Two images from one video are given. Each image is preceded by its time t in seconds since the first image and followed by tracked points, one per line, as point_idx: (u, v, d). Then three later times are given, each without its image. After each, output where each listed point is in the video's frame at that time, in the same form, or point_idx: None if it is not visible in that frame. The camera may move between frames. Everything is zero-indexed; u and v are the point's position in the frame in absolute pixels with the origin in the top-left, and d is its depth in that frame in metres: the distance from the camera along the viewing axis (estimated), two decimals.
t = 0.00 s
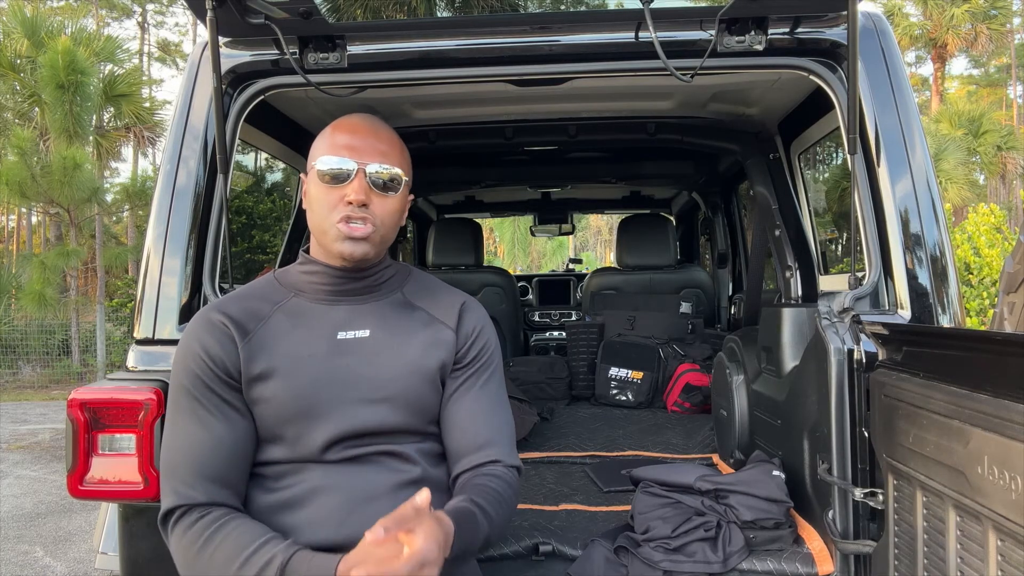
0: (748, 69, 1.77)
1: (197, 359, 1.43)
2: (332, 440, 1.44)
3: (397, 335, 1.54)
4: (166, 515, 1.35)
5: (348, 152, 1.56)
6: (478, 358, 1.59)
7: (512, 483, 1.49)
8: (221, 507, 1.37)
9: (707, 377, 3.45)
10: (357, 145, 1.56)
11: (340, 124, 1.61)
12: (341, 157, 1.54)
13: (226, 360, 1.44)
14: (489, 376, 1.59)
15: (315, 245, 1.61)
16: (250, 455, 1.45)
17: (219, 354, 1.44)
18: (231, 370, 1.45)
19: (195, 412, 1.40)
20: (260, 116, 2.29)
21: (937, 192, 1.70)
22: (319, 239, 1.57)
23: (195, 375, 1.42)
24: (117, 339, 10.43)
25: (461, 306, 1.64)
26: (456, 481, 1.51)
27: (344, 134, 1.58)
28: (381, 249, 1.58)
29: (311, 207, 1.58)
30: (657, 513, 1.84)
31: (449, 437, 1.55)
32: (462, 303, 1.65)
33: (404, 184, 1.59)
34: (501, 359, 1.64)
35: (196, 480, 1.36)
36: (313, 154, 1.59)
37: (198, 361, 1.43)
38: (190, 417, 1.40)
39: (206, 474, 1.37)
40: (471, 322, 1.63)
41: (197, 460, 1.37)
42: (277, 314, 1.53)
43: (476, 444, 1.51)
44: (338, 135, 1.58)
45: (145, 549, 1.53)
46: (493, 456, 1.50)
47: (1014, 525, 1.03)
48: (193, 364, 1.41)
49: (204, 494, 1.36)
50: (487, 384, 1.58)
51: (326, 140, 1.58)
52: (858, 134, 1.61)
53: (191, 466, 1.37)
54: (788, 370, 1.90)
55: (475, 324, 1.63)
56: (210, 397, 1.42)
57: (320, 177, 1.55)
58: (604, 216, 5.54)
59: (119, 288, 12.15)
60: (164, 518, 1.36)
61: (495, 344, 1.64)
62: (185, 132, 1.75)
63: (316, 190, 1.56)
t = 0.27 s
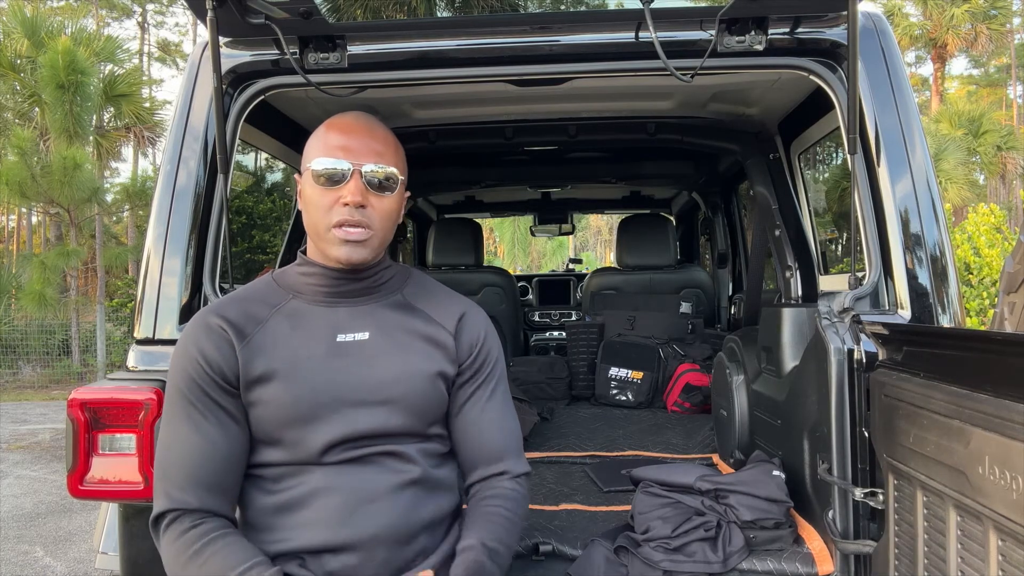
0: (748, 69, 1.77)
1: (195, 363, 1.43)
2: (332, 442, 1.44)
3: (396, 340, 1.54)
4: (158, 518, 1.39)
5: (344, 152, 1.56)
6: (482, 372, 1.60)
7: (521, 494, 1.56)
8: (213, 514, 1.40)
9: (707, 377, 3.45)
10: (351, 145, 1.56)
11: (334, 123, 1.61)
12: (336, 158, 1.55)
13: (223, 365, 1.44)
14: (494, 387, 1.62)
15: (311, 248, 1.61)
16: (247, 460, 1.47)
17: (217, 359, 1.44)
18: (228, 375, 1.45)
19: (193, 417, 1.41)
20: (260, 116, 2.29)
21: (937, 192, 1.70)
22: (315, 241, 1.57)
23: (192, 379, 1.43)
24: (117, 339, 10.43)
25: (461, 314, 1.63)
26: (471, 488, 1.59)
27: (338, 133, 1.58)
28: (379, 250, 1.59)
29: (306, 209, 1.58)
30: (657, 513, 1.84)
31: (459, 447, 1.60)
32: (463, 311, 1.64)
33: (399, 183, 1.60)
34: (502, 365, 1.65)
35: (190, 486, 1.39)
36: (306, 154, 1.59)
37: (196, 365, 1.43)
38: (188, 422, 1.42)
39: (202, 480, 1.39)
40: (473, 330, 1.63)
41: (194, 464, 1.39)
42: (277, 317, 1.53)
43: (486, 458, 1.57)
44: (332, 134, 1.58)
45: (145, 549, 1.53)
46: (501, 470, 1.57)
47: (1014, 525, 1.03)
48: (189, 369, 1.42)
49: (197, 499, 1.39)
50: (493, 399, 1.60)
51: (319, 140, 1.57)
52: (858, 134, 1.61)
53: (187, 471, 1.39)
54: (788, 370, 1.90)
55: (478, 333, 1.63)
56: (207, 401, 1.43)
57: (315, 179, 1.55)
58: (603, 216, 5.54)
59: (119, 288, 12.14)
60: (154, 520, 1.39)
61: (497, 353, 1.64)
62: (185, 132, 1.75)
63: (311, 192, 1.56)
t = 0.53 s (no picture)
0: (747, 69, 1.78)
1: (196, 360, 1.43)
2: (333, 441, 1.44)
3: (398, 341, 1.54)
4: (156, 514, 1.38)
5: (348, 157, 1.56)
6: (483, 375, 1.61)
7: (521, 500, 1.57)
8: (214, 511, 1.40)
9: (707, 377, 3.45)
10: (356, 148, 1.57)
11: (337, 126, 1.60)
12: (341, 162, 1.55)
13: (225, 362, 1.44)
14: (494, 392, 1.62)
15: (316, 249, 1.61)
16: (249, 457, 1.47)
17: (219, 357, 1.44)
18: (229, 372, 1.45)
19: (195, 414, 1.41)
20: (260, 116, 2.29)
21: (937, 192, 1.70)
22: (321, 246, 1.57)
23: (194, 376, 1.43)
24: (117, 339, 10.44)
25: (461, 317, 1.63)
26: (473, 493, 1.61)
27: (342, 136, 1.58)
28: (384, 252, 1.59)
29: (311, 214, 1.58)
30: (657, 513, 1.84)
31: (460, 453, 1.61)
32: (463, 315, 1.64)
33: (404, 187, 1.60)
34: (502, 368, 1.66)
35: (191, 483, 1.39)
36: (311, 156, 1.59)
37: (198, 362, 1.43)
38: (190, 419, 1.41)
39: (203, 478, 1.39)
40: (473, 333, 1.63)
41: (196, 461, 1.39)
42: (280, 317, 1.53)
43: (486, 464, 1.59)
44: (336, 138, 1.58)
45: (145, 549, 1.53)
46: (503, 474, 1.58)
47: (1014, 525, 1.03)
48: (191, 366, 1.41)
49: (198, 496, 1.39)
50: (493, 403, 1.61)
51: (324, 143, 1.58)
52: (858, 133, 1.61)
53: (188, 468, 1.40)
54: (788, 370, 1.90)
55: (478, 337, 1.63)
56: (209, 398, 1.42)
57: (321, 184, 1.55)
58: (604, 216, 5.54)
59: (119, 288, 12.15)
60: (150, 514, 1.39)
61: (497, 356, 1.65)
62: (185, 132, 1.75)
63: (316, 197, 1.56)
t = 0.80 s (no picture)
0: (748, 69, 1.78)
1: (203, 350, 1.43)
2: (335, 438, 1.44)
3: (399, 335, 1.55)
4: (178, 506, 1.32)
5: (342, 178, 1.52)
6: (482, 363, 1.59)
7: (523, 483, 1.48)
8: (243, 486, 1.34)
9: (706, 377, 3.45)
10: (350, 169, 1.53)
11: (332, 137, 1.56)
12: (334, 185, 1.52)
13: (234, 351, 1.45)
14: (492, 382, 1.59)
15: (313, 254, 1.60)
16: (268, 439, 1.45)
17: (225, 347, 1.44)
18: (238, 360, 1.45)
19: (209, 400, 1.39)
20: (260, 116, 2.29)
21: (937, 192, 1.70)
22: (316, 258, 1.57)
23: (200, 366, 1.42)
24: (117, 339, 10.43)
25: (459, 310, 1.64)
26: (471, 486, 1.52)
27: (336, 153, 1.54)
28: (379, 268, 1.58)
29: (306, 228, 1.57)
30: (657, 513, 1.84)
31: (458, 445, 1.56)
32: (461, 308, 1.64)
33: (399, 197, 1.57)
34: (503, 362, 1.64)
35: (217, 464, 1.34)
36: (307, 164, 1.57)
37: (204, 352, 1.43)
38: (203, 406, 1.39)
39: (228, 457, 1.36)
40: (472, 326, 1.63)
41: (210, 444, 1.35)
42: (284, 313, 1.53)
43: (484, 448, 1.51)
44: (331, 154, 1.54)
45: (145, 548, 1.53)
46: (501, 459, 1.50)
47: (1014, 525, 1.03)
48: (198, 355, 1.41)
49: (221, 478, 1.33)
50: (492, 390, 1.58)
51: (320, 152, 1.55)
52: (858, 133, 1.61)
53: (209, 452, 1.35)
54: (788, 370, 1.90)
55: (477, 328, 1.63)
56: (220, 386, 1.41)
57: (315, 204, 1.52)
58: (603, 216, 5.54)
59: (119, 288, 12.15)
60: (172, 513, 1.32)
61: (497, 349, 1.64)
62: (185, 132, 1.75)
63: (310, 215, 1.54)
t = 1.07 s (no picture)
0: (748, 69, 1.78)
1: (210, 332, 1.43)
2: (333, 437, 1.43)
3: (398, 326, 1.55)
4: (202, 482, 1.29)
5: (339, 171, 1.52)
6: (475, 353, 1.59)
7: (506, 468, 1.44)
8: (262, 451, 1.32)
9: (706, 377, 3.45)
10: (348, 162, 1.52)
11: (331, 134, 1.56)
12: (331, 177, 1.51)
13: (238, 334, 1.45)
14: (485, 371, 1.58)
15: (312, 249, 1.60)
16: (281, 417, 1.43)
17: (231, 330, 1.45)
18: (242, 343, 1.45)
19: (219, 379, 1.39)
20: (260, 115, 2.29)
21: (937, 192, 1.70)
22: (315, 251, 1.57)
23: (208, 347, 1.42)
24: (117, 339, 10.44)
25: (456, 303, 1.65)
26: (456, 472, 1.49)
27: (334, 147, 1.54)
28: (377, 260, 1.58)
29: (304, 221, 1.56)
30: (657, 513, 1.84)
31: (448, 437, 1.54)
32: (458, 301, 1.66)
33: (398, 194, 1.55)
34: (498, 355, 1.64)
35: (234, 437, 1.32)
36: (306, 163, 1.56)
37: (211, 334, 1.43)
38: (213, 386, 1.38)
39: (247, 430, 1.34)
40: (468, 318, 1.63)
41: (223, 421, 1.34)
42: (285, 306, 1.54)
43: (473, 436, 1.49)
44: (330, 149, 1.54)
45: (145, 549, 1.53)
46: (486, 446, 1.47)
47: (1014, 525, 1.03)
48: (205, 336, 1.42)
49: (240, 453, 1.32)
50: (482, 378, 1.57)
51: (319, 150, 1.55)
52: (858, 133, 1.61)
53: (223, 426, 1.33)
54: (788, 370, 1.90)
55: (471, 320, 1.63)
56: (229, 365, 1.41)
57: (311, 197, 1.51)
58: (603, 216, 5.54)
59: (119, 288, 12.15)
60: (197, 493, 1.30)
61: (492, 342, 1.64)
62: (185, 132, 1.75)
63: (308, 208, 1.53)
